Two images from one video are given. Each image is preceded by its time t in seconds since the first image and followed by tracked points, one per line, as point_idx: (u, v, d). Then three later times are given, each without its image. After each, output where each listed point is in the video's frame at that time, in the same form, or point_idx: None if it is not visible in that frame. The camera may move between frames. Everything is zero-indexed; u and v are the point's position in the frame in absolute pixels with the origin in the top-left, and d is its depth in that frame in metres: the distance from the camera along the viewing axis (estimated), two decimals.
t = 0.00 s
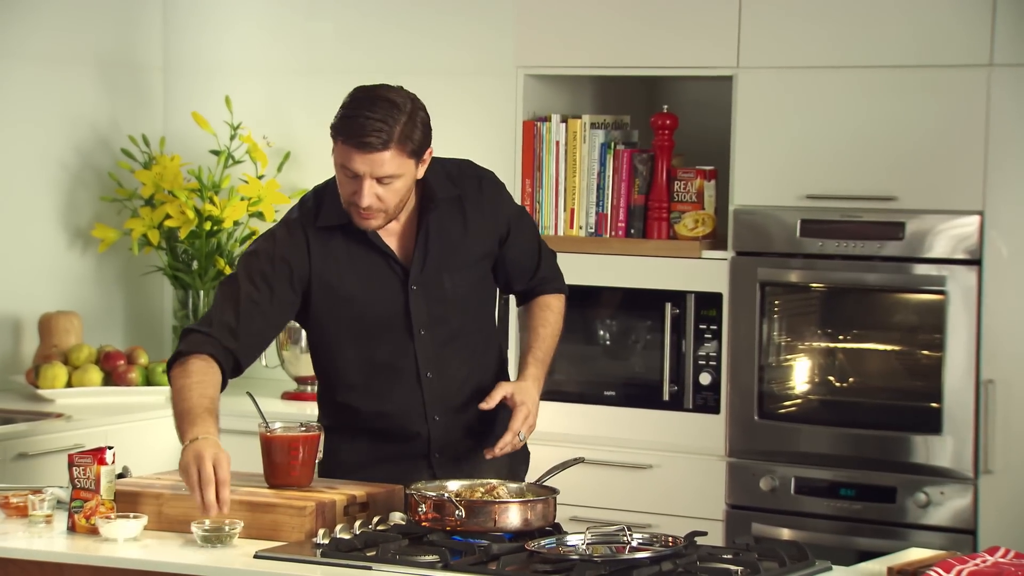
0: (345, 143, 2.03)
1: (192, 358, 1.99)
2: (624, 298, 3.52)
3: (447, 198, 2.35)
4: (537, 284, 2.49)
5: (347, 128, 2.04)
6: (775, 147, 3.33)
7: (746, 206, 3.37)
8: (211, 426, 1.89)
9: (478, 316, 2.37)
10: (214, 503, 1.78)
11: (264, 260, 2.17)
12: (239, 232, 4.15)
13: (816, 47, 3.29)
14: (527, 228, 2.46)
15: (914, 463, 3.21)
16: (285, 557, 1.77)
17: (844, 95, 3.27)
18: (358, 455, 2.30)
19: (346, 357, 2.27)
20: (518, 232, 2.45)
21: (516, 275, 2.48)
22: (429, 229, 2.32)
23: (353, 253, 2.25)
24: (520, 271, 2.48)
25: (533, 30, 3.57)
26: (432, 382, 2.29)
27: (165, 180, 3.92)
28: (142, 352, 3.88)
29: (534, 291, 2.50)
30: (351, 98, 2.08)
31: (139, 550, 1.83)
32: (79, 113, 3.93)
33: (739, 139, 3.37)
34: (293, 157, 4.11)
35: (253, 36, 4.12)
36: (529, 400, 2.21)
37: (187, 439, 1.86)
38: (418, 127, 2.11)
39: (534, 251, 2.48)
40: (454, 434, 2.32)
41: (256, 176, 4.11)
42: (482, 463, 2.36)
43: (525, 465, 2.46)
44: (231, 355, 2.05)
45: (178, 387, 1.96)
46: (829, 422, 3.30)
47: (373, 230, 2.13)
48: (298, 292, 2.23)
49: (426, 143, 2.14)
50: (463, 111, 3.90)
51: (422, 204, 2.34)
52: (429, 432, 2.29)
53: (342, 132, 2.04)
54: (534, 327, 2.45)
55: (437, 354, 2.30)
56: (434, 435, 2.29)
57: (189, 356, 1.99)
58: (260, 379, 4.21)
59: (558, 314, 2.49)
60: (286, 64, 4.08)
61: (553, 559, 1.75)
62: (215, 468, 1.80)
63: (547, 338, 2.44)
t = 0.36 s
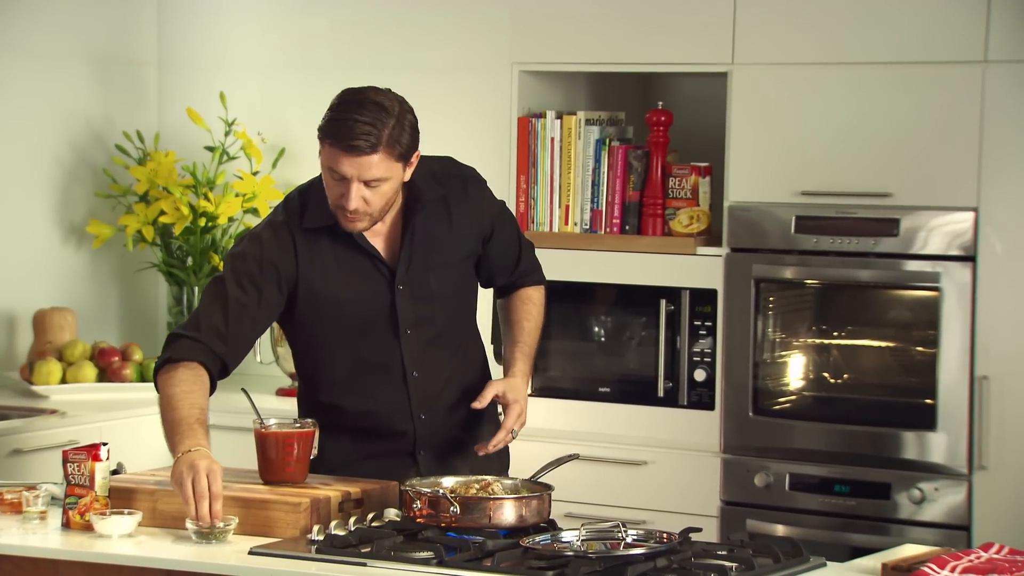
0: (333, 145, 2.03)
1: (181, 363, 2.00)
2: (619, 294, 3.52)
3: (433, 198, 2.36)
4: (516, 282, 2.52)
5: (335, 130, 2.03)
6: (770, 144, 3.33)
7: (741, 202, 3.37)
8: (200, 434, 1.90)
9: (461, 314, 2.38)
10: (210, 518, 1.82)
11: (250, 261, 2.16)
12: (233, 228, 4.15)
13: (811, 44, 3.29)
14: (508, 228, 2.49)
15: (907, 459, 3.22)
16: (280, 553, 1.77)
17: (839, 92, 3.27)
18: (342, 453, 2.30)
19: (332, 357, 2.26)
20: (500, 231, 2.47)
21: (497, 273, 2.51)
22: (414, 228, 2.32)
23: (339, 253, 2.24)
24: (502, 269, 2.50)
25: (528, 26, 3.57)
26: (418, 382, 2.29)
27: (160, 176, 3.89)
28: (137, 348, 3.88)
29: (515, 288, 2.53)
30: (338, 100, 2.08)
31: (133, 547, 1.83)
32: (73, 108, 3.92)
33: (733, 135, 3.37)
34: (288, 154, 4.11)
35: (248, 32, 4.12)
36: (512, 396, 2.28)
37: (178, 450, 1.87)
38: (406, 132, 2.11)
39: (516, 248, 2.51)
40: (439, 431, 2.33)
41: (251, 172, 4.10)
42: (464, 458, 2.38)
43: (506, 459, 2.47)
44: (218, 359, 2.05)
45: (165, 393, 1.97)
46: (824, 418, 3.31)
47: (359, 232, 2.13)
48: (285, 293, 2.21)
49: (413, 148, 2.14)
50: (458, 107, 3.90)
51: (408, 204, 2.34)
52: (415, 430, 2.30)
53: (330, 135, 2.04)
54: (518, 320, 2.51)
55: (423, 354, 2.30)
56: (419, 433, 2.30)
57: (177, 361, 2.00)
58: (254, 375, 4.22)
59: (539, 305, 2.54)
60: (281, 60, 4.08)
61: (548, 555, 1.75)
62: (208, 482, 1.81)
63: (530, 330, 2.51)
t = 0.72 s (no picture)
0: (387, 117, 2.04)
1: (190, 332, 1.98)
2: (620, 292, 3.52)
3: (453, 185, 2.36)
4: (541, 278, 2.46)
5: (384, 105, 2.05)
6: (771, 142, 3.33)
7: (741, 200, 3.37)
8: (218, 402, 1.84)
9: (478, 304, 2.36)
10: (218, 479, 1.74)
11: (271, 237, 2.19)
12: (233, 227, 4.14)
13: (812, 42, 3.29)
14: (529, 223, 2.46)
15: (907, 458, 3.22)
16: (279, 550, 1.78)
17: (840, 90, 3.27)
18: (350, 447, 2.28)
19: (346, 342, 2.25)
20: (523, 225, 2.45)
21: (520, 266, 2.46)
22: (433, 215, 2.33)
23: (358, 235, 2.26)
24: (524, 263, 2.46)
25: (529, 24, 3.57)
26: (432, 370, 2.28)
27: (161, 174, 3.90)
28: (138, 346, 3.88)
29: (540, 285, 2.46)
30: (382, 71, 2.09)
31: (135, 544, 1.83)
32: (73, 106, 3.92)
33: (734, 133, 3.37)
34: (288, 151, 4.10)
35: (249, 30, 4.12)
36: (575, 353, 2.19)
37: (194, 411, 1.82)
38: (448, 100, 2.13)
39: (539, 243, 2.47)
40: (453, 425, 2.31)
41: (251, 170, 4.11)
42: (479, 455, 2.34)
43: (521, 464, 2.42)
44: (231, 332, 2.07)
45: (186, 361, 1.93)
46: (824, 417, 3.31)
47: (408, 199, 2.16)
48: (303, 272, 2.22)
49: (454, 112, 2.16)
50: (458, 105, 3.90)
51: (430, 190, 2.34)
52: (428, 420, 2.27)
53: (380, 109, 2.06)
54: (551, 307, 2.41)
55: (438, 340, 2.29)
56: (433, 423, 2.28)
57: (186, 331, 1.98)
58: (255, 373, 4.22)
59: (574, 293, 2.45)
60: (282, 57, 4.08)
61: (548, 554, 1.75)
62: (218, 446, 1.75)
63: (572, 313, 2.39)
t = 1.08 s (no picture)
0: (472, 127, 1.97)
1: (321, 322, 1.97)
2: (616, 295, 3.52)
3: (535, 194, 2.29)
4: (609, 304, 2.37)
5: (471, 111, 1.97)
6: (767, 145, 3.33)
7: (738, 203, 3.37)
8: (385, 374, 1.88)
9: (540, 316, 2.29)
10: (437, 459, 1.80)
11: (355, 220, 2.15)
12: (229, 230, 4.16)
13: (808, 45, 3.29)
14: (601, 246, 2.38)
15: (902, 461, 3.22)
16: (275, 554, 1.77)
17: (837, 93, 3.27)
18: (388, 450, 2.20)
19: (404, 337, 2.20)
20: (595, 244, 2.36)
21: (589, 289, 2.36)
22: (510, 219, 2.26)
23: (436, 232, 2.21)
24: (594, 286, 2.37)
25: (525, 27, 3.57)
26: (485, 374, 2.22)
27: (157, 177, 3.90)
28: (134, 349, 3.87)
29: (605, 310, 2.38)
30: (476, 79, 2.01)
31: (131, 548, 1.83)
32: (69, 109, 3.92)
33: (730, 136, 3.36)
34: (285, 155, 4.12)
35: (247, 33, 4.14)
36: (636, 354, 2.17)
37: (373, 396, 1.85)
38: (537, 113, 2.04)
39: (609, 267, 2.38)
40: (499, 433, 2.24)
41: (248, 174, 4.11)
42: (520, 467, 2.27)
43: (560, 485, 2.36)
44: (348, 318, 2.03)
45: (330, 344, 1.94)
46: (820, 420, 3.31)
47: (481, 204, 2.10)
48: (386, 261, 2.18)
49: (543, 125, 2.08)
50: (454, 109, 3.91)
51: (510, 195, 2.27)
52: (472, 424, 2.22)
53: (466, 115, 1.98)
54: (617, 328, 2.34)
55: (497, 346, 2.23)
56: (479, 428, 2.22)
57: (321, 322, 1.97)
58: (251, 377, 4.23)
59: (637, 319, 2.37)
60: (279, 62, 4.10)
61: (544, 557, 1.75)
62: (429, 427, 1.81)
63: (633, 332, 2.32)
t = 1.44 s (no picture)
0: (541, 128, 1.93)
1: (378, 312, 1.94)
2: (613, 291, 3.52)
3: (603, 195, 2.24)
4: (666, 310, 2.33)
5: (544, 111, 1.94)
6: (764, 141, 3.33)
7: (735, 200, 3.37)
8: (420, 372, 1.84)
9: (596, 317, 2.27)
10: (440, 463, 1.73)
11: (423, 214, 2.11)
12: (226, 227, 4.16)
13: (805, 41, 3.29)
14: (663, 251, 2.33)
15: (899, 457, 3.23)
16: (274, 551, 1.77)
17: (834, 89, 3.27)
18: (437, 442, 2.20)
19: (463, 330, 2.18)
20: (658, 250, 2.32)
21: (647, 288, 2.34)
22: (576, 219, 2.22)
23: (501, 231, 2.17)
24: (654, 289, 2.34)
25: (522, 24, 3.56)
26: (542, 374, 2.20)
27: (154, 174, 3.89)
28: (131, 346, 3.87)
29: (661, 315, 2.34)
30: (551, 80, 1.98)
31: (129, 545, 1.83)
32: (66, 106, 3.91)
33: (727, 132, 3.37)
34: (282, 152, 4.12)
35: (245, 30, 4.14)
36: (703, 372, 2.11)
37: (406, 388, 1.81)
38: (609, 121, 2.00)
39: (668, 270, 2.34)
40: (550, 432, 2.23)
41: (245, 170, 4.11)
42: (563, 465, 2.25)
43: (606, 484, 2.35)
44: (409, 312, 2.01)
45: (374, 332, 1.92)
46: (817, 416, 3.31)
47: (544, 206, 2.07)
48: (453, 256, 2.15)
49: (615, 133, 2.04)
50: (451, 106, 3.92)
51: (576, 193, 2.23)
52: (525, 421, 2.20)
53: (539, 114, 1.94)
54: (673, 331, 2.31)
55: (554, 344, 2.21)
56: (531, 426, 2.20)
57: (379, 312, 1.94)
58: (249, 373, 4.23)
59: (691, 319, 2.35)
60: (277, 59, 4.10)
61: (542, 553, 1.75)
62: (445, 429, 1.73)
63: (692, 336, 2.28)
